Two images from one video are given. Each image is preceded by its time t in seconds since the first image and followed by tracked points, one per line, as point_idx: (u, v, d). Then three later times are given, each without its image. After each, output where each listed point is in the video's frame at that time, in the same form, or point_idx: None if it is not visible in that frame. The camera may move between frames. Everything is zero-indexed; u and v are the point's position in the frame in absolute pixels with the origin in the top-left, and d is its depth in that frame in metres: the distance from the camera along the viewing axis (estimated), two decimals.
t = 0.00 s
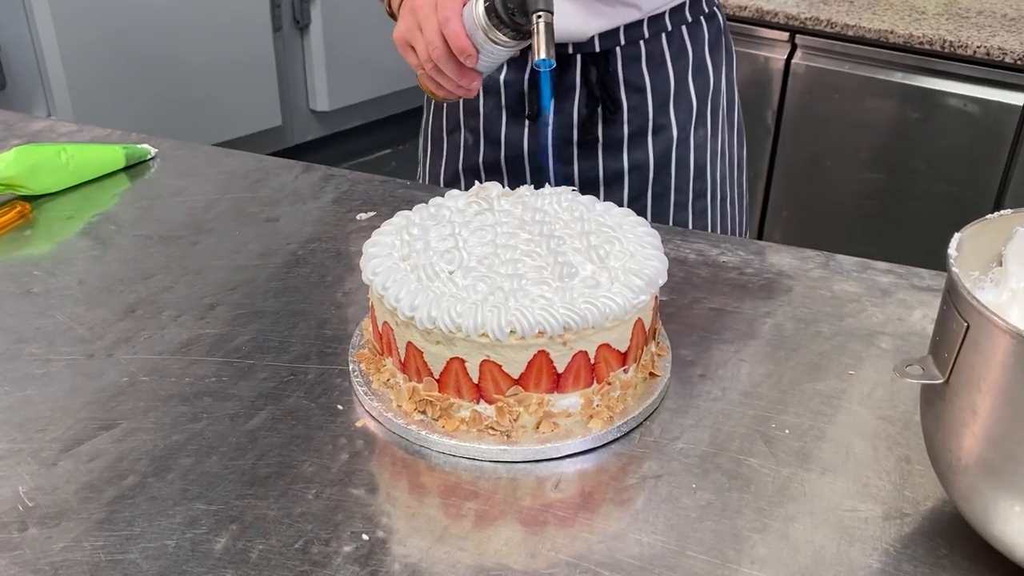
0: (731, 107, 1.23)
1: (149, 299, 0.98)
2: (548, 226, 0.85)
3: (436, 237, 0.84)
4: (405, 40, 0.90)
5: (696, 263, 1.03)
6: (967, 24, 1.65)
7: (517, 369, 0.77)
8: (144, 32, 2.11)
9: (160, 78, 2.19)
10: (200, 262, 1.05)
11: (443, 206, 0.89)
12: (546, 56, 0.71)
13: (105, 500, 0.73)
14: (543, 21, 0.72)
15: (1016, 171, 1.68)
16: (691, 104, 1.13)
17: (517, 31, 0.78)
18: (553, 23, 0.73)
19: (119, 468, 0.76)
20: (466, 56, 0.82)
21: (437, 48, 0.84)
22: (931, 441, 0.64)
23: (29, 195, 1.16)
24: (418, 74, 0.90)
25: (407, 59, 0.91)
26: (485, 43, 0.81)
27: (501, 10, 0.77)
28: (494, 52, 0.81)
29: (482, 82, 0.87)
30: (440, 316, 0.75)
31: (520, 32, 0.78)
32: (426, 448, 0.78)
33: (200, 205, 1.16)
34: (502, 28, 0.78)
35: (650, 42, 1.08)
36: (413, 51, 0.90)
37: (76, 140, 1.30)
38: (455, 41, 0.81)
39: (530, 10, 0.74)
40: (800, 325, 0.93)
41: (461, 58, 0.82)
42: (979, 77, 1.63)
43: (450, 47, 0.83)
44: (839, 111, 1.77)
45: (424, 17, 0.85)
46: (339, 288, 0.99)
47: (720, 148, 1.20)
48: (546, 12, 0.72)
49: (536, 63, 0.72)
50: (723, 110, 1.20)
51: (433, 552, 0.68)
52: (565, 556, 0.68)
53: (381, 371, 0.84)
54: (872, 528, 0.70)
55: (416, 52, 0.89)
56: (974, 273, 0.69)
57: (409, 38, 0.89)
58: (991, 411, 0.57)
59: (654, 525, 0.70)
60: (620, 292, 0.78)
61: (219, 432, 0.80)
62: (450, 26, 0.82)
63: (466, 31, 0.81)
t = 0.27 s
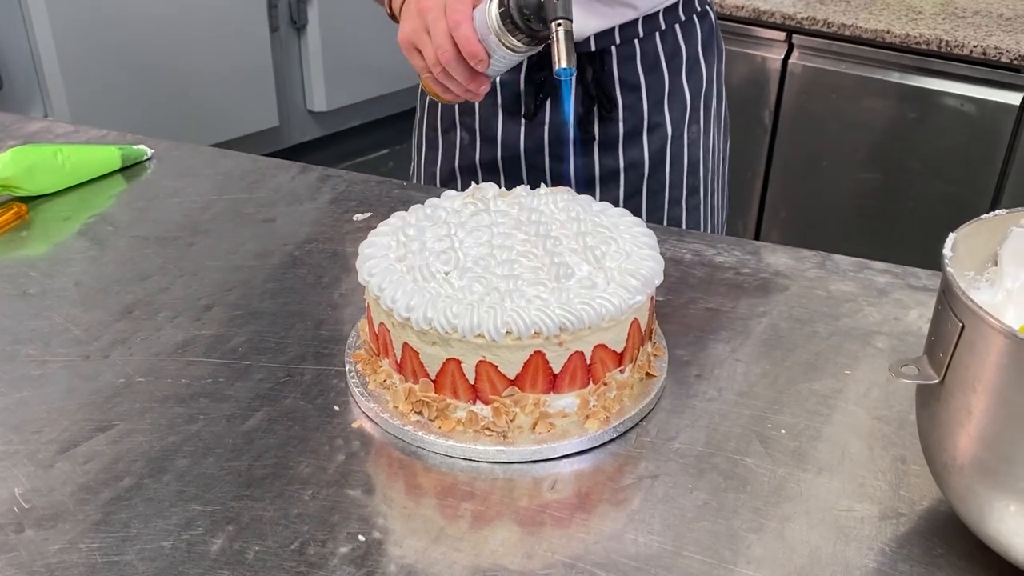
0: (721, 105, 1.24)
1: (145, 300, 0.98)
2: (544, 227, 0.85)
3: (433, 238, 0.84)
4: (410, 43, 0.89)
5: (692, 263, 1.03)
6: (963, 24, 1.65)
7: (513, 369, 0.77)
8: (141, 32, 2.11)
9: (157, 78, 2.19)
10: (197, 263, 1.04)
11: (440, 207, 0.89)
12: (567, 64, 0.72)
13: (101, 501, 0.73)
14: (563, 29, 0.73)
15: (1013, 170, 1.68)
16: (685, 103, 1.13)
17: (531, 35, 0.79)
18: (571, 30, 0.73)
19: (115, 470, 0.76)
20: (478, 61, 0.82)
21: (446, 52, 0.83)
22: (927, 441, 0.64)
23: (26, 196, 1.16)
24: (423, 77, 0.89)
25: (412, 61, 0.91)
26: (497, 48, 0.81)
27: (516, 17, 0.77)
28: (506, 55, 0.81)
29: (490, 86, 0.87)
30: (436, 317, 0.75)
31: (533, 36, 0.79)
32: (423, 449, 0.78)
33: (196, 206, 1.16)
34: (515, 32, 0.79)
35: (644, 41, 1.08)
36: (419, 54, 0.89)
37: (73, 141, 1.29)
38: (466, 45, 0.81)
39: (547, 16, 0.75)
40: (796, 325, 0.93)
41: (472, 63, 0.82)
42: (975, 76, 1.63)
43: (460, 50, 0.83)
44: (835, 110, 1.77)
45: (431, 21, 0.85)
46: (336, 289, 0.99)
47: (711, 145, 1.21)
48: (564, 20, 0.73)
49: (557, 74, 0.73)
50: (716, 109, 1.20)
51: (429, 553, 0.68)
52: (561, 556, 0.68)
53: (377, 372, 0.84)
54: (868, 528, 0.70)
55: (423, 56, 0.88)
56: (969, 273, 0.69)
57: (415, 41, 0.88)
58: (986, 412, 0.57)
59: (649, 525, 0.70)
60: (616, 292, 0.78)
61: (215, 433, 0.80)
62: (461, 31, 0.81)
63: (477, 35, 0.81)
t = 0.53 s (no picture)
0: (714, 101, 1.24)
1: (144, 302, 0.98)
2: (544, 228, 0.85)
3: (432, 240, 0.84)
4: (423, 47, 0.88)
5: (691, 264, 1.03)
6: (961, 24, 1.65)
7: (513, 372, 0.77)
8: (139, 34, 2.11)
9: (155, 80, 2.19)
10: (195, 265, 1.04)
11: (439, 209, 0.89)
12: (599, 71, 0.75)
13: (100, 504, 0.73)
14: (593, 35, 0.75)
15: (1011, 169, 1.68)
16: (682, 104, 1.14)
17: (555, 40, 0.79)
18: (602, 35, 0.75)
19: (114, 473, 0.76)
20: (498, 67, 0.82)
21: (464, 57, 0.83)
22: (927, 443, 0.64)
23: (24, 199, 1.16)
24: (435, 81, 0.89)
25: (424, 66, 0.90)
26: (519, 53, 0.81)
27: (542, 23, 0.78)
28: (527, 60, 0.82)
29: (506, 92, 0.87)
30: (436, 319, 0.75)
31: (557, 41, 0.79)
32: (423, 451, 0.78)
33: (195, 208, 1.15)
34: (538, 36, 0.79)
35: (642, 44, 1.08)
36: (432, 58, 0.89)
37: (71, 143, 1.29)
38: (486, 50, 0.81)
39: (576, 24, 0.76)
40: (794, 326, 0.93)
41: (492, 69, 0.82)
42: (973, 77, 1.63)
43: (479, 55, 0.83)
44: (834, 111, 1.77)
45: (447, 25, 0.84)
46: (335, 291, 0.99)
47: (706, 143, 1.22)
48: (595, 26, 0.74)
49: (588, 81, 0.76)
50: (711, 105, 1.21)
51: (430, 555, 0.68)
52: (562, 559, 0.68)
53: (377, 374, 0.84)
54: (868, 530, 0.70)
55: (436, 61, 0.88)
56: (968, 274, 0.69)
57: (428, 45, 0.88)
58: (987, 414, 0.57)
59: (649, 528, 0.70)
60: (616, 294, 0.77)
61: (214, 436, 0.80)
62: (481, 36, 0.81)
63: (498, 40, 0.81)
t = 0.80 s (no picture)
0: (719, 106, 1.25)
1: (141, 305, 0.97)
2: (542, 230, 0.84)
3: (431, 241, 0.84)
4: (432, 55, 0.87)
5: (691, 266, 1.02)
6: (959, 25, 1.65)
7: (512, 374, 0.76)
8: (137, 37, 2.11)
9: (153, 83, 2.19)
10: (193, 267, 1.04)
11: (437, 211, 0.89)
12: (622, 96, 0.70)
13: (97, 508, 0.72)
14: (616, 58, 0.71)
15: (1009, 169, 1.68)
16: (688, 111, 1.14)
17: (573, 57, 0.79)
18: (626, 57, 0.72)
19: (112, 476, 0.76)
20: (512, 81, 0.81)
21: (476, 69, 0.82)
22: (928, 445, 0.64)
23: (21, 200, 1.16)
24: (444, 90, 0.88)
25: (431, 73, 0.89)
26: (534, 67, 0.81)
27: (563, 39, 0.77)
28: (542, 74, 0.82)
29: (516, 103, 0.86)
30: (435, 321, 0.75)
31: (576, 57, 0.79)
32: (421, 454, 0.78)
33: (192, 209, 1.15)
34: (556, 51, 0.79)
35: (649, 52, 1.08)
36: (440, 66, 0.88)
37: (68, 145, 1.29)
38: (500, 63, 0.81)
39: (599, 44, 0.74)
40: (794, 328, 0.93)
41: (505, 82, 0.81)
42: (971, 78, 1.63)
43: (492, 67, 0.82)
44: (832, 112, 1.77)
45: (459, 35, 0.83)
46: (334, 293, 0.99)
47: (711, 149, 1.23)
48: (619, 47, 0.72)
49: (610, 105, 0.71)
50: (715, 111, 1.21)
51: (429, 559, 0.68)
52: (561, 562, 0.68)
53: (376, 377, 0.84)
54: (868, 532, 0.70)
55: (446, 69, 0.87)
56: (970, 275, 0.68)
57: (438, 53, 0.87)
58: (988, 417, 0.57)
59: (649, 530, 0.70)
60: (615, 296, 0.77)
61: (213, 439, 0.79)
62: (495, 49, 0.81)
63: (513, 53, 0.81)
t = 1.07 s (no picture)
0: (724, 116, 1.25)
1: (139, 307, 0.97)
2: (541, 232, 0.84)
3: (429, 243, 0.84)
4: (425, 60, 0.87)
5: (690, 267, 1.02)
6: (957, 26, 1.65)
7: (511, 376, 0.76)
8: (135, 39, 2.10)
9: (151, 85, 2.18)
10: (191, 269, 1.04)
11: (436, 213, 0.89)
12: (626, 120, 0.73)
13: (95, 512, 0.72)
14: (620, 77, 0.74)
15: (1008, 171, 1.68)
16: (694, 122, 1.14)
17: (573, 71, 0.79)
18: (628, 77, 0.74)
19: (109, 479, 0.75)
20: (508, 92, 0.81)
21: (472, 78, 0.82)
22: (929, 448, 0.64)
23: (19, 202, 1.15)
24: (439, 97, 0.88)
25: (424, 79, 0.89)
26: (531, 79, 0.81)
27: (563, 52, 0.78)
28: (539, 87, 0.81)
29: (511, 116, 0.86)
30: (434, 324, 0.75)
31: (576, 73, 0.79)
32: (420, 457, 0.77)
33: (190, 211, 1.15)
34: (555, 63, 0.79)
35: (655, 62, 1.08)
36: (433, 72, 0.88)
37: (66, 146, 1.29)
38: (496, 74, 0.81)
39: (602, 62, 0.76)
40: (794, 330, 0.92)
41: (501, 93, 0.81)
42: (970, 79, 1.63)
43: (488, 78, 0.82)
44: (830, 113, 1.77)
45: (454, 42, 0.83)
46: (333, 295, 0.99)
47: (716, 160, 1.22)
48: (623, 67, 0.74)
49: (613, 128, 0.74)
50: (720, 121, 1.21)
51: (428, 562, 0.68)
52: (561, 565, 0.67)
53: (374, 379, 0.84)
54: (869, 535, 0.70)
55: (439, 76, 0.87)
56: (970, 277, 0.68)
57: (431, 59, 0.86)
58: (989, 420, 0.56)
59: (649, 533, 0.70)
60: (614, 298, 0.77)
61: (211, 442, 0.79)
62: (492, 59, 0.81)
63: (510, 65, 0.81)
